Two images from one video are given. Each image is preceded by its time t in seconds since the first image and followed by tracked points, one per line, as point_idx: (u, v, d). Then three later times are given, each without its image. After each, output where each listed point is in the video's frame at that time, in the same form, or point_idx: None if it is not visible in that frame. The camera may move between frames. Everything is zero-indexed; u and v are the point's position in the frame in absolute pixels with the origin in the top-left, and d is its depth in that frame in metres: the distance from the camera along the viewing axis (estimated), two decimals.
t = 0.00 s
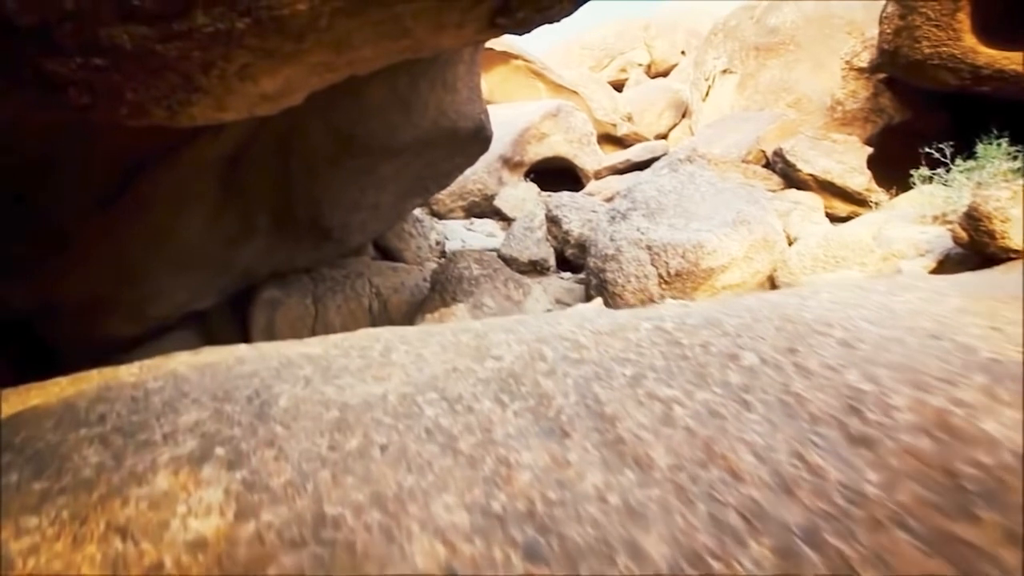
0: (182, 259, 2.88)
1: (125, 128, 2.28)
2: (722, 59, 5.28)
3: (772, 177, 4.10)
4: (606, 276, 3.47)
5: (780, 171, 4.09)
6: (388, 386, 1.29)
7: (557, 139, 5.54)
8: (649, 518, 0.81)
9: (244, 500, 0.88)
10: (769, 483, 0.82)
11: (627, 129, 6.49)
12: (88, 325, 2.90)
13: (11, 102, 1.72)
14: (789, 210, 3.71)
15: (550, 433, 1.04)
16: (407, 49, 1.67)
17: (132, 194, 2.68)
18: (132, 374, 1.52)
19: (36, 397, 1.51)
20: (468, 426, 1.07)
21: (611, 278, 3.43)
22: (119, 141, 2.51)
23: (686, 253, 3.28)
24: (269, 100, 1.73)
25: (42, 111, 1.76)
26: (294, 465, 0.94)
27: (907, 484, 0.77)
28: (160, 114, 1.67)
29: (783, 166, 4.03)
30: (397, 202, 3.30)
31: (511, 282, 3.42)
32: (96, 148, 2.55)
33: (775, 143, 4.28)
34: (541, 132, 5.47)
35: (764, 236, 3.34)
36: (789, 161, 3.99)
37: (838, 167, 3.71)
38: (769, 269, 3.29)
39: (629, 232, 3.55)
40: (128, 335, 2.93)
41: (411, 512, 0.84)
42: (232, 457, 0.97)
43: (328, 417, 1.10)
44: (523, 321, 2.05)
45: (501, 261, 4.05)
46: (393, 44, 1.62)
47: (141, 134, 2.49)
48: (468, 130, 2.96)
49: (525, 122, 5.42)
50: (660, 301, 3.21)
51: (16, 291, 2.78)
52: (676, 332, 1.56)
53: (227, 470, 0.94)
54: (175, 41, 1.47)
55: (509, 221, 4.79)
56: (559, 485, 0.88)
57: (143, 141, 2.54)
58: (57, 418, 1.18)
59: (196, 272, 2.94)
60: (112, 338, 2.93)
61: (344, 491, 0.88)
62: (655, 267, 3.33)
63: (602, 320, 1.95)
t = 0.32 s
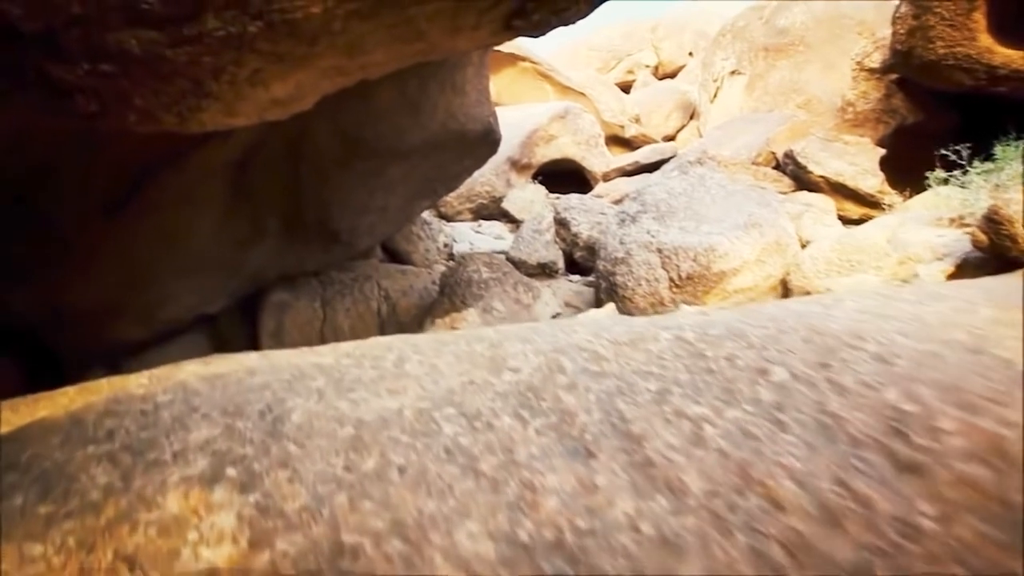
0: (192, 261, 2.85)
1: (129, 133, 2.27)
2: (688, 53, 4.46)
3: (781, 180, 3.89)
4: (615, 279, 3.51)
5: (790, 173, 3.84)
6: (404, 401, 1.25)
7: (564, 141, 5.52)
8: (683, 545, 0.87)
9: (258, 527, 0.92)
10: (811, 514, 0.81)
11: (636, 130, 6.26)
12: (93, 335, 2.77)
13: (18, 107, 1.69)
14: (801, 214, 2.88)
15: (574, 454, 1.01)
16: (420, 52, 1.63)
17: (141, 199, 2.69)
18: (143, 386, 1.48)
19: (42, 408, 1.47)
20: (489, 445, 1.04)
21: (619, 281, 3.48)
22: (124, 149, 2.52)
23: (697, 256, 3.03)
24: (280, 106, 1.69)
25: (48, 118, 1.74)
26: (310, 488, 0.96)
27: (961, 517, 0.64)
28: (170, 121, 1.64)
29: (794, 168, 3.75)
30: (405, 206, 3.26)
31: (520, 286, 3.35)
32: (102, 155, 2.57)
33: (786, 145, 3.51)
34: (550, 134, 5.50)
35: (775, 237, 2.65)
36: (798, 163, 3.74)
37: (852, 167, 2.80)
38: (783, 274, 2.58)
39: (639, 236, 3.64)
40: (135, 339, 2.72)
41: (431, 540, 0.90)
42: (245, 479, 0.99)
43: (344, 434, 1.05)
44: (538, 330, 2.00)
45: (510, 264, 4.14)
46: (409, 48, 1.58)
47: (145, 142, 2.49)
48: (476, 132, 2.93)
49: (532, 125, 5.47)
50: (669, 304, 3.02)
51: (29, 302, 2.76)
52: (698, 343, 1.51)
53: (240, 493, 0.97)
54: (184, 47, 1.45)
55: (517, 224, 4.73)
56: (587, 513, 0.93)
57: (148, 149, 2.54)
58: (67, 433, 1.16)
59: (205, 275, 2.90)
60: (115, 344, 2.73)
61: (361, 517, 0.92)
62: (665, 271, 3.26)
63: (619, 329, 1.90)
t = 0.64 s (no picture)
0: (202, 267, 2.85)
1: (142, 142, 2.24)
2: (696, 53, 5.73)
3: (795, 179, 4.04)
4: (627, 280, 3.50)
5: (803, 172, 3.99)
6: (421, 414, 1.21)
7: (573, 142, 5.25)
8: None
9: (274, 555, 0.84)
10: (865, 550, 0.75)
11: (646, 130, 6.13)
12: (112, 333, 2.91)
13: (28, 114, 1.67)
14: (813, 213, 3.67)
15: (602, 472, 0.96)
16: (435, 53, 1.59)
17: (151, 205, 2.65)
18: (154, 398, 1.45)
19: (53, 422, 1.44)
20: (512, 464, 1.00)
21: (631, 283, 3.47)
22: (134, 153, 2.47)
23: (710, 258, 3.34)
24: (292, 110, 1.67)
25: (58, 125, 1.71)
26: (328, 512, 0.90)
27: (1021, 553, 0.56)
28: (181, 126, 1.61)
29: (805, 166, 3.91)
30: (415, 208, 3.17)
31: (530, 288, 3.44)
32: (112, 160, 2.51)
33: (797, 145, 3.88)
34: (558, 135, 5.18)
35: (789, 240, 3.35)
36: (812, 162, 3.83)
37: (863, 168, 3.61)
38: (797, 274, 3.29)
39: (650, 236, 3.62)
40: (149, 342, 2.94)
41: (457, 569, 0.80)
42: (260, 502, 0.92)
43: (361, 453, 1.02)
44: (555, 338, 1.96)
45: (520, 265, 3.99)
46: (424, 49, 1.55)
47: (157, 147, 2.47)
48: (486, 133, 2.86)
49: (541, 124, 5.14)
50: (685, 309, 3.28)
51: (41, 303, 2.80)
52: (725, 353, 1.46)
53: (256, 518, 0.90)
54: (195, 51, 1.42)
55: (527, 225, 4.67)
56: (621, 539, 0.82)
57: (159, 154, 2.50)
58: (76, 451, 1.13)
59: (216, 278, 2.92)
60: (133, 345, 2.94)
61: (384, 544, 0.84)
62: (677, 272, 3.38)
63: (637, 337, 1.86)
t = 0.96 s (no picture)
0: (209, 270, 2.80)
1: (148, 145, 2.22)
2: (701, 54, 6.35)
3: (802, 180, 3.93)
4: (635, 284, 3.44)
5: (812, 174, 3.90)
6: (438, 432, 1.17)
7: (580, 143, 5.07)
8: None
9: None
10: None
11: (651, 131, 5.80)
12: (118, 341, 2.87)
13: (33, 120, 1.64)
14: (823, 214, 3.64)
15: (632, 498, 0.92)
16: (449, 57, 1.55)
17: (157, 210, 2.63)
18: (162, 412, 1.41)
19: (57, 435, 1.41)
20: (536, 487, 0.96)
21: (640, 286, 3.41)
22: (139, 160, 2.47)
23: (720, 262, 3.27)
24: (303, 116, 1.63)
25: (63, 132, 1.68)
26: (345, 541, 0.86)
27: None
28: (189, 134, 1.58)
29: (815, 167, 3.84)
30: (423, 211, 3.07)
31: (539, 292, 3.37)
32: (119, 166, 2.51)
33: (805, 145, 4.13)
34: (565, 136, 5.02)
35: (801, 242, 3.30)
36: (820, 163, 3.81)
37: (875, 169, 3.63)
38: (808, 277, 3.24)
39: (658, 240, 3.54)
40: (157, 346, 2.90)
41: None
42: (274, 530, 0.89)
43: (378, 475, 0.99)
44: (569, 347, 1.92)
45: (526, 268, 3.93)
46: (438, 53, 1.51)
47: (164, 153, 2.46)
48: (494, 136, 2.81)
49: (548, 125, 4.99)
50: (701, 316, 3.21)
51: (45, 308, 2.76)
52: (751, 366, 1.41)
53: (271, 548, 0.86)
54: (205, 56, 1.39)
55: (534, 228, 4.60)
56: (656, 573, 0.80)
57: (166, 159, 2.50)
58: (81, 471, 1.09)
59: (222, 284, 2.87)
60: (142, 350, 2.90)
61: None
62: (687, 276, 3.32)
63: (656, 347, 1.81)
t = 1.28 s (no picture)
0: (215, 272, 2.76)
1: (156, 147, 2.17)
2: (710, 53, 6.30)
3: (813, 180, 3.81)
4: (645, 286, 3.37)
5: (823, 175, 3.78)
6: (456, 446, 1.12)
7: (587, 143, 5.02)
8: None
9: None
10: None
11: (660, 130, 5.64)
12: (123, 342, 2.83)
13: (37, 122, 1.60)
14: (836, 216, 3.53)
15: (665, 525, 0.88)
16: (465, 56, 1.51)
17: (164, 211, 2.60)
18: (169, 421, 1.37)
19: (60, 445, 1.37)
20: (563, 511, 0.92)
21: (650, 288, 3.34)
22: (146, 160, 2.44)
23: (732, 264, 3.22)
24: (315, 116, 1.59)
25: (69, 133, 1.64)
26: (364, 568, 0.82)
27: None
28: (199, 135, 1.54)
29: (827, 168, 3.71)
30: (431, 211, 3.02)
31: (548, 294, 3.32)
32: (125, 166, 2.48)
33: (816, 145, 4.02)
34: (572, 136, 4.95)
35: (814, 245, 3.23)
36: (832, 163, 3.68)
37: (887, 170, 3.54)
38: (821, 280, 3.17)
39: (669, 241, 3.47)
40: (163, 347, 2.87)
41: None
42: (289, 556, 0.85)
43: (396, 496, 0.94)
44: (585, 355, 1.86)
45: (534, 269, 3.88)
46: (455, 52, 1.47)
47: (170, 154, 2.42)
48: (504, 136, 2.76)
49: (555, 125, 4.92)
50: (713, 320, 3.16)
51: (48, 309, 2.73)
52: (779, 379, 1.35)
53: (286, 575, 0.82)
54: (215, 56, 1.35)
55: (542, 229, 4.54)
56: None
57: (172, 160, 2.46)
58: (87, 488, 1.05)
59: (229, 286, 2.83)
60: (148, 351, 2.87)
61: None
62: (698, 278, 3.26)
63: (675, 355, 1.76)
